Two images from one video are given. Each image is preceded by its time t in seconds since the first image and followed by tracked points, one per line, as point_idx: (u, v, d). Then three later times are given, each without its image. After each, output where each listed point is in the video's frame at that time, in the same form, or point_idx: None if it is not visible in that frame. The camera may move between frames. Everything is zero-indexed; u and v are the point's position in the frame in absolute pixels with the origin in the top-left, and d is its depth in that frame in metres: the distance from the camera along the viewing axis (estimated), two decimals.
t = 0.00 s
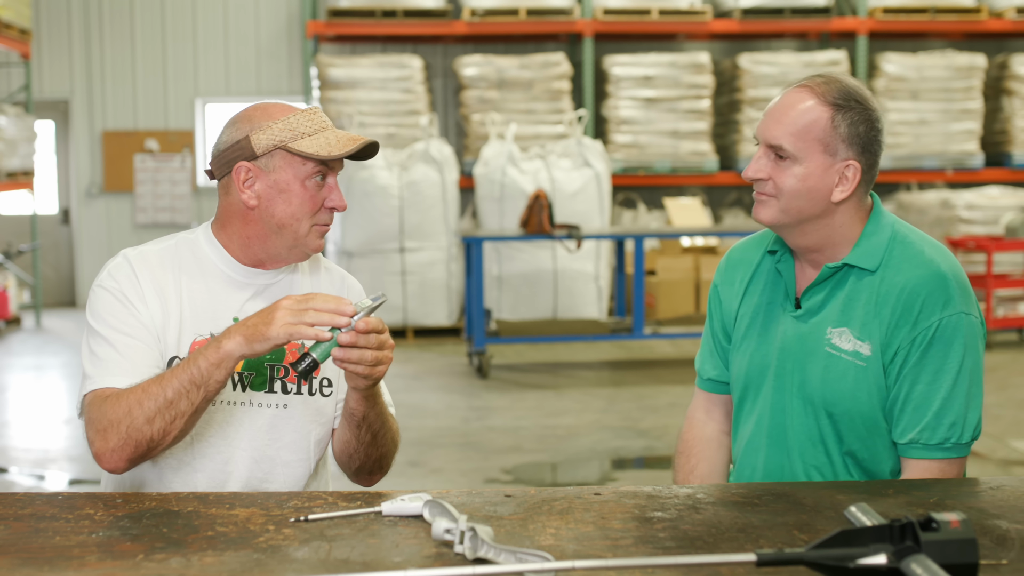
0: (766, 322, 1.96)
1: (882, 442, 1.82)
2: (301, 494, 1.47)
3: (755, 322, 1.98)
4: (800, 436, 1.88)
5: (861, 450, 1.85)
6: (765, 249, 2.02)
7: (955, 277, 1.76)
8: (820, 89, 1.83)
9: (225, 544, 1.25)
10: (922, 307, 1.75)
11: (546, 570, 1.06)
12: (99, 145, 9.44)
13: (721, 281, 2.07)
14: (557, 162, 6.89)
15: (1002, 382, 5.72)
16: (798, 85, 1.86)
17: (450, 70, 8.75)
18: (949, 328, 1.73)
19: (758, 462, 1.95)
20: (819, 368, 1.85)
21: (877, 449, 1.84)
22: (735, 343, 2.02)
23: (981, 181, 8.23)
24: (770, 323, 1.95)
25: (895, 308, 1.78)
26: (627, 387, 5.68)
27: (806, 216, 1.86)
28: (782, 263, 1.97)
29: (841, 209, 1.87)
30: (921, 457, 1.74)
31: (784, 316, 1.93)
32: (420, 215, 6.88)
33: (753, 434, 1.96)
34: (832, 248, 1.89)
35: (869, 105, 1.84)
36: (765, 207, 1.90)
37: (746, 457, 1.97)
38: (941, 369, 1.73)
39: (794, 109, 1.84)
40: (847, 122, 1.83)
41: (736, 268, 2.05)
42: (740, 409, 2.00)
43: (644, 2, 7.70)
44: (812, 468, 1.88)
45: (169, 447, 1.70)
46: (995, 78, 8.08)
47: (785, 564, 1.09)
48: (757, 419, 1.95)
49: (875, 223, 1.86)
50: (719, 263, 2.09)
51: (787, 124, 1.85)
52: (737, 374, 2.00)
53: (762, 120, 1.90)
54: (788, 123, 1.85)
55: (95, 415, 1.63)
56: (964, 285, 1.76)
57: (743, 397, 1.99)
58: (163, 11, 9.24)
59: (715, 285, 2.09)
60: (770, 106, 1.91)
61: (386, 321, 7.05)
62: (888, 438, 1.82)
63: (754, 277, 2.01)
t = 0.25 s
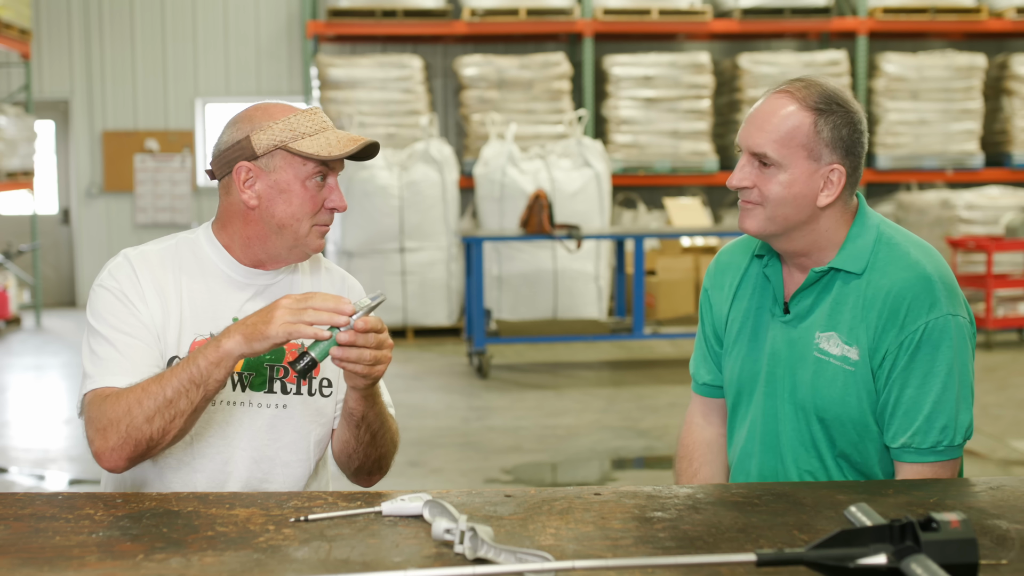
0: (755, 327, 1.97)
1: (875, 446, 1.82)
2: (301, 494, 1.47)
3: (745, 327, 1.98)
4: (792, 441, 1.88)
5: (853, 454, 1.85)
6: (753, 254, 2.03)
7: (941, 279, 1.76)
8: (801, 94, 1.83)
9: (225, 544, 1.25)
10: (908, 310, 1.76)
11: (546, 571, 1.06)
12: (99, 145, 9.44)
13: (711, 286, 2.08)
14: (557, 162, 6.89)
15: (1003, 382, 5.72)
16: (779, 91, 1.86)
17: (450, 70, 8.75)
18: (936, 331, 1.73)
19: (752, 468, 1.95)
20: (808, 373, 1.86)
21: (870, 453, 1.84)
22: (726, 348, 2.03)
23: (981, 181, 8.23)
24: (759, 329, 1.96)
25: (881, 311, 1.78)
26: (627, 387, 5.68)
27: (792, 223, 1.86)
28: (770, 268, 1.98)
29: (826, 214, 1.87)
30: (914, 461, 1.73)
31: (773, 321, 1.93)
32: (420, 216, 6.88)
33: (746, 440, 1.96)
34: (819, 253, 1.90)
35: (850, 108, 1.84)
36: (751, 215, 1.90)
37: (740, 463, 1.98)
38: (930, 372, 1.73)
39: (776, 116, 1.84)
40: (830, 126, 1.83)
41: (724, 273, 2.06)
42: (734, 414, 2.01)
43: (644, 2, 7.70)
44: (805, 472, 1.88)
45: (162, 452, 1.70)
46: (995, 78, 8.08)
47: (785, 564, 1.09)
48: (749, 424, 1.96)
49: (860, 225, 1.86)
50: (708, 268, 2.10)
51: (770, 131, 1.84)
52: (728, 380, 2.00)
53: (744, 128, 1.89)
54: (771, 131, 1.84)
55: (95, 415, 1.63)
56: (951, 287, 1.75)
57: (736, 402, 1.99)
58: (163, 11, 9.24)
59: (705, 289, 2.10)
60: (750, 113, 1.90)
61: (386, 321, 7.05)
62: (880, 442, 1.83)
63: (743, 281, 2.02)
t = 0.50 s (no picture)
0: (751, 330, 1.97)
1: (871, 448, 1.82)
2: (301, 494, 1.47)
3: (740, 330, 1.98)
4: (789, 443, 1.88)
5: (850, 455, 1.85)
6: (745, 256, 2.03)
7: (936, 279, 1.76)
8: (792, 96, 1.83)
9: (225, 544, 1.25)
10: (903, 311, 1.75)
11: (546, 571, 1.06)
12: (99, 145, 9.44)
13: (705, 288, 2.08)
14: (557, 162, 6.89)
15: (1003, 382, 5.72)
16: (769, 94, 1.86)
17: (450, 70, 8.75)
18: (931, 332, 1.73)
19: (749, 470, 1.95)
20: (804, 376, 1.85)
21: (866, 455, 1.84)
22: (722, 350, 2.03)
23: (982, 181, 8.22)
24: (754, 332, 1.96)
25: (877, 313, 1.78)
26: (627, 387, 5.68)
27: (785, 227, 1.86)
28: (764, 271, 1.98)
29: (819, 217, 1.87)
30: (911, 462, 1.73)
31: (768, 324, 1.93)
32: (420, 216, 6.88)
33: (742, 443, 1.96)
34: (813, 254, 1.90)
35: (841, 110, 1.85)
36: (743, 220, 1.90)
37: (737, 465, 1.98)
38: (925, 373, 1.73)
39: (768, 119, 1.84)
40: (822, 128, 1.83)
41: (718, 275, 2.06)
42: (730, 417, 2.01)
43: (644, 2, 7.70)
44: (802, 474, 1.88)
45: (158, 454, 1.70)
46: (995, 78, 8.08)
47: (785, 564, 1.09)
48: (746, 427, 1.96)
49: (853, 225, 1.87)
50: (701, 271, 2.10)
51: (762, 135, 1.84)
52: (725, 382, 2.00)
53: (735, 132, 1.89)
54: (763, 134, 1.84)
55: (95, 414, 1.63)
56: (945, 287, 1.76)
57: (732, 405, 2.00)
58: (163, 12, 9.25)
59: (698, 292, 2.10)
60: (741, 117, 1.90)
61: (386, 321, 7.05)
62: (877, 443, 1.83)
63: (737, 284, 2.02)
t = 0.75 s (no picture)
0: (749, 331, 1.97)
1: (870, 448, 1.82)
2: (301, 494, 1.47)
3: (739, 331, 1.98)
4: (788, 443, 1.88)
5: (849, 455, 1.85)
6: (743, 256, 2.03)
7: (933, 279, 1.76)
8: (790, 98, 1.83)
9: (225, 544, 1.25)
10: (901, 311, 1.76)
11: (546, 570, 1.06)
12: (99, 145, 9.44)
13: (704, 289, 2.08)
14: (557, 162, 6.90)
15: (1003, 382, 5.72)
16: (767, 95, 1.86)
17: (450, 70, 8.75)
18: (929, 331, 1.73)
19: (748, 471, 1.95)
20: (803, 376, 1.85)
21: (865, 455, 1.84)
22: (720, 351, 2.02)
23: (981, 181, 8.23)
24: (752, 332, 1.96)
25: (874, 313, 1.78)
26: (627, 387, 5.68)
27: (781, 229, 1.86)
28: (762, 271, 1.98)
29: (814, 219, 1.87)
30: (909, 461, 1.73)
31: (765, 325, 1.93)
32: (420, 216, 6.88)
33: (742, 444, 1.96)
34: (809, 255, 1.90)
35: (840, 112, 1.85)
36: (739, 222, 1.90)
37: (737, 466, 1.98)
38: (923, 373, 1.73)
39: (765, 120, 1.83)
40: (820, 130, 1.83)
41: (716, 276, 2.06)
42: (729, 418, 2.01)
43: (644, 2, 7.70)
44: (801, 475, 1.88)
45: (156, 456, 1.70)
46: (995, 78, 8.08)
47: (785, 564, 1.09)
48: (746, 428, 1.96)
49: (850, 226, 1.87)
50: (699, 272, 2.10)
51: (759, 136, 1.84)
52: (723, 383, 2.00)
53: (733, 132, 1.88)
54: (760, 135, 1.84)
55: (90, 418, 1.63)
56: (943, 288, 1.76)
57: (731, 406, 2.00)
58: (163, 12, 9.25)
59: (697, 293, 2.10)
60: (739, 118, 1.90)
61: (386, 321, 7.06)
62: (876, 444, 1.83)
63: (735, 284, 2.02)
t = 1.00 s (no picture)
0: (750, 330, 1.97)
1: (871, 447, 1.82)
2: (301, 494, 1.47)
3: (740, 331, 1.99)
4: (789, 443, 1.88)
5: (850, 455, 1.85)
6: (745, 256, 2.03)
7: (934, 279, 1.76)
8: (791, 98, 1.83)
9: (225, 544, 1.25)
10: (902, 311, 1.75)
11: (546, 570, 1.06)
12: (99, 145, 9.44)
13: (705, 288, 2.08)
14: (557, 162, 6.89)
15: (1003, 382, 5.72)
16: (769, 94, 1.86)
17: (450, 70, 8.75)
18: (930, 331, 1.73)
19: (749, 471, 1.95)
20: (804, 376, 1.85)
21: (866, 455, 1.84)
22: (722, 350, 2.02)
23: (981, 181, 8.22)
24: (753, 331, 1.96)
25: (875, 312, 1.78)
26: (627, 387, 5.68)
27: (779, 228, 1.86)
28: (764, 271, 1.98)
29: (814, 219, 1.87)
30: (909, 461, 1.73)
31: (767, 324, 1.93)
32: (420, 216, 6.88)
33: (742, 443, 1.96)
34: (811, 255, 1.90)
35: (842, 113, 1.84)
36: (739, 219, 1.91)
37: (737, 465, 1.98)
38: (924, 373, 1.73)
39: (766, 119, 1.84)
40: (820, 131, 1.83)
41: (718, 276, 2.06)
42: (730, 417, 2.01)
43: (644, 2, 7.70)
44: (802, 474, 1.88)
45: (157, 458, 1.70)
46: (995, 78, 8.08)
47: (785, 564, 1.09)
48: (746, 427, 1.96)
49: (852, 226, 1.86)
50: (701, 271, 2.10)
51: (759, 134, 1.84)
52: (724, 382, 2.00)
53: (734, 130, 1.89)
54: (761, 133, 1.84)
55: (89, 422, 1.63)
56: (944, 288, 1.76)
57: (732, 405, 2.00)
58: (163, 12, 9.25)
59: (699, 292, 2.10)
60: (741, 116, 1.91)
61: (386, 321, 7.06)
62: (876, 443, 1.83)
63: (737, 284, 2.02)
